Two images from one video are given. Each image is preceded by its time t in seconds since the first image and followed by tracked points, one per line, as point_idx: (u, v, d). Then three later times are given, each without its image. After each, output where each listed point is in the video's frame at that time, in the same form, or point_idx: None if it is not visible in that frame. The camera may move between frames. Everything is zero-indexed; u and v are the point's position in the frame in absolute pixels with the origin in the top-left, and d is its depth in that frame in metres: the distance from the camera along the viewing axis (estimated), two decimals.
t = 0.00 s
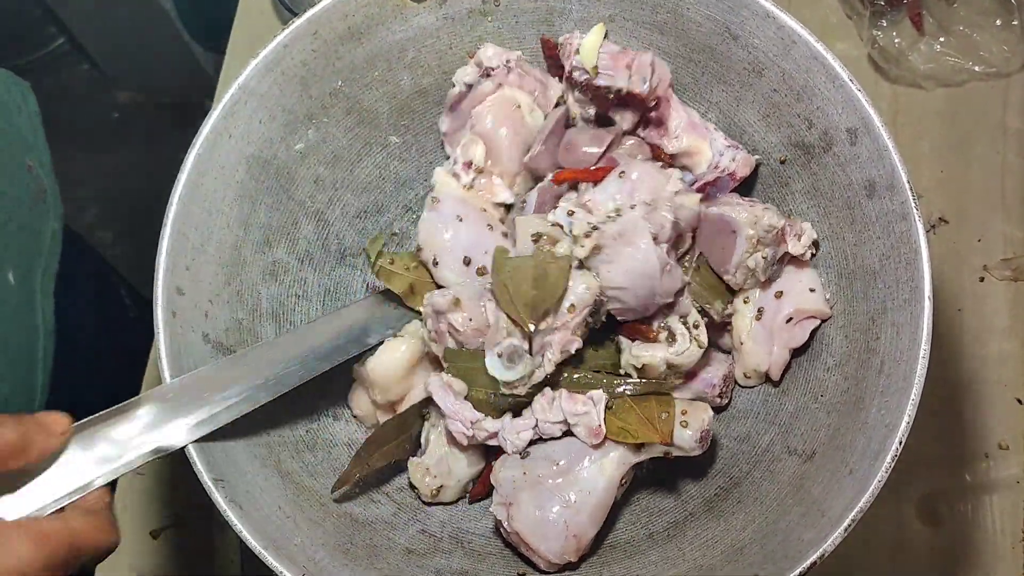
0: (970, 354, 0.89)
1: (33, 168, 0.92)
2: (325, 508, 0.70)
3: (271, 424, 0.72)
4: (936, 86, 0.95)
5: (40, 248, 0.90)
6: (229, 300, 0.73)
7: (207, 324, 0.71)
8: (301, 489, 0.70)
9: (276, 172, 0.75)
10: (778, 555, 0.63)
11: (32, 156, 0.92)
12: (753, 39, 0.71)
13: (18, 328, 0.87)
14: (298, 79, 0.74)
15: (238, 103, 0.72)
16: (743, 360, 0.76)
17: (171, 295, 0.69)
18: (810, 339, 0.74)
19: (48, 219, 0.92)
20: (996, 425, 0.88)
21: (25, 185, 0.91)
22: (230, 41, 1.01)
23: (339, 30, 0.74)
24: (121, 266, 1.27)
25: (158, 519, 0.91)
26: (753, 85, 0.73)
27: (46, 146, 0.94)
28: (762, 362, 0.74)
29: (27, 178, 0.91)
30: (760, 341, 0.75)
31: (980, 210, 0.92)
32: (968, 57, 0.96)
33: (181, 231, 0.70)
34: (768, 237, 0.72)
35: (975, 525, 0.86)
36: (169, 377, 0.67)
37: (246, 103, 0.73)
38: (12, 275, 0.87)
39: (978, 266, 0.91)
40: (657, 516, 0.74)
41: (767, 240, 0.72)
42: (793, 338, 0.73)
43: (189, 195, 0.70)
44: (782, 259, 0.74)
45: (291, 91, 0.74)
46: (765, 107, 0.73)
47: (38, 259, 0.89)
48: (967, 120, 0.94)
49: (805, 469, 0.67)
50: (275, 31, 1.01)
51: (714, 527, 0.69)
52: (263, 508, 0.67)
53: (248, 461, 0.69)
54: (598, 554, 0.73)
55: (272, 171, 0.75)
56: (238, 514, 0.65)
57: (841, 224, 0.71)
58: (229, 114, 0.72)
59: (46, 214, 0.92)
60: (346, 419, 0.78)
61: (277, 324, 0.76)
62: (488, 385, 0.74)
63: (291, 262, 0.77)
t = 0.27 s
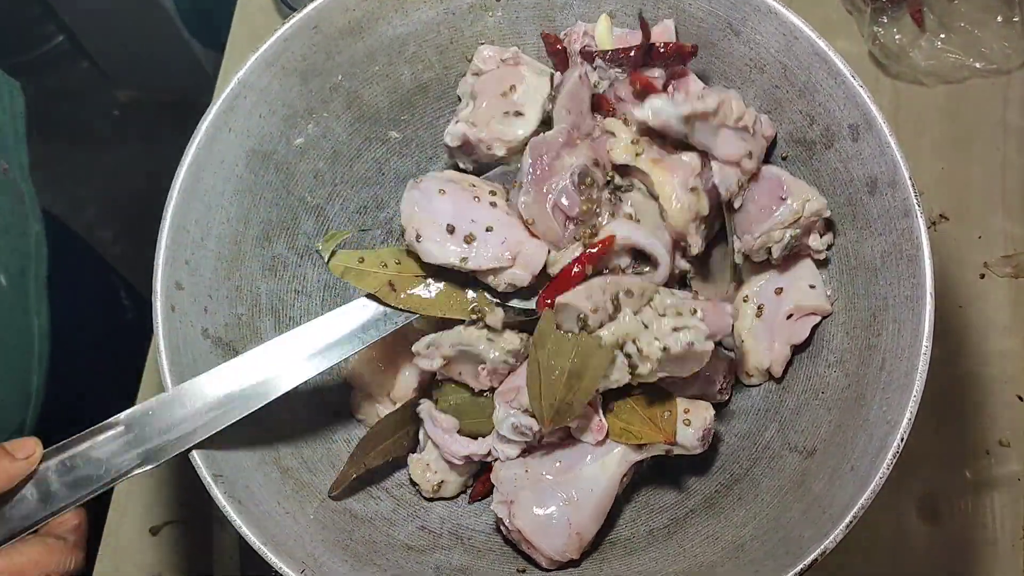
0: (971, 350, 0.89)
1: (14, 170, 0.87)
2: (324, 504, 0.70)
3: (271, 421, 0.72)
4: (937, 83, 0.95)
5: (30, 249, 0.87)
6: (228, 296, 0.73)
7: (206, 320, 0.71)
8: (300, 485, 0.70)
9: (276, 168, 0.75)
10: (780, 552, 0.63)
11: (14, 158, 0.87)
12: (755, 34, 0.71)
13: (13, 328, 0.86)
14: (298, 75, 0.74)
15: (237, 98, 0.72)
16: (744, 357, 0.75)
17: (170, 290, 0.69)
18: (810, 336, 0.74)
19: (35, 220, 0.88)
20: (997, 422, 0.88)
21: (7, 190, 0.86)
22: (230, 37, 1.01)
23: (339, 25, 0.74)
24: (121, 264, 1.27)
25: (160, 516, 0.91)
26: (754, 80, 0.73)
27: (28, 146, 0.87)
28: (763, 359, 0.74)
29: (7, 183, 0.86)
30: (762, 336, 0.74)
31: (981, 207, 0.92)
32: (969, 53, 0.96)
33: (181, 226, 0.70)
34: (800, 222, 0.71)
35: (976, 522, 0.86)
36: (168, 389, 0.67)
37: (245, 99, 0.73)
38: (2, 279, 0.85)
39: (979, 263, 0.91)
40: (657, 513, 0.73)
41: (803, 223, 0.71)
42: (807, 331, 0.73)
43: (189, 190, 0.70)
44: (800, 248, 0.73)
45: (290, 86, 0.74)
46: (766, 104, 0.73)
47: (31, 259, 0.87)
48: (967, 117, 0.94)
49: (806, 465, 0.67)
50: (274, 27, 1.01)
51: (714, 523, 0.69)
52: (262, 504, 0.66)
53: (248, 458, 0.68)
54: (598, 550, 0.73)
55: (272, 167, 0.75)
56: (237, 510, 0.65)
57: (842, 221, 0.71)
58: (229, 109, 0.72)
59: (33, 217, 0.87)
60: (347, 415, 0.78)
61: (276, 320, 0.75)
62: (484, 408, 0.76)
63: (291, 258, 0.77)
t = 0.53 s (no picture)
0: (971, 350, 0.89)
1: (26, 173, 0.82)
2: (324, 503, 0.70)
3: (270, 421, 0.72)
4: (937, 83, 0.95)
5: (36, 254, 0.82)
6: (228, 296, 0.73)
7: (206, 320, 0.71)
8: (300, 485, 0.70)
9: (275, 168, 0.75)
10: (779, 551, 0.63)
11: (23, 160, 0.82)
12: (754, 35, 0.71)
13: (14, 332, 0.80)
14: (297, 75, 0.74)
15: (238, 97, 0.72)
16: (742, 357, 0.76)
17: (170, 291, 0.69)
18: (808, 335, 0.74)
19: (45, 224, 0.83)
20: (997, 421, 0.88)
21: (17, 192, 0.81)
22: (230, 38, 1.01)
23: (339, 25, 0.74)
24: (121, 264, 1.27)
25: (160, 516, 0.91)
26: (753, 80, 0.73)
27: (41, 151, 0.84)
28: (761, 359, 0.74)
29: (18, 186, 0.81)
30: (759, 336, 0.75)
31: (980, 206, 0.92)
32: (969, 53, 0.96)
33: (181, 226, 0.70)
34: (746, 241, 0.73)
35: (975, 522, 0.86)
36: (181, 423, 0.66)
37: (246, 98, 0.72)
38: (5, 284, 0.80)
39: (979, 262, 0.91)
40: (656, 512, 0.73)
41: (746, 244, 0.73)
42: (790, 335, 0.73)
43: (189, 191, 0.70)
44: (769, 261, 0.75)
45: (290, 87, 0.74)
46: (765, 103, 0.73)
47: (32, 263, 0.82)
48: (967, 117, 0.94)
49: (805, 464, 0.67)
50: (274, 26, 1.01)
51: (713, 522, 0.69)
52: (262, 504, 0.66)
53: (247, 458, 0.68)
54: (597, 549, 0.73)
55: (271, 167, 0.75)
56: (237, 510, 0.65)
57: (841, 220, 0.71)
58: (229, 109, 0.71)
59: (42, 221, 0.83)
60: (347, 414, 0.78)
61: (276, 320, 0.76)
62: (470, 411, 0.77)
63: (290, 258, 0.77)
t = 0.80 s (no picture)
0: (971, 350, 0.89)
1: (22, 171, 0.82)
2: (324, 503, 0.70)
3: (271, 421, 0.72)
4: (936, 82, 0.95)
5: (35, 252, 0.82)
6: (228, 296, 0.73)
7: (206, 320, 0.71)
8: (301, 485, 0.70)
9: (275, 169, 0.75)
10: (779, 551, 0.63)
11: (20, 159, 0.82)
12: (754, 35, 0.71)
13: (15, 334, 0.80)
14: (296, 76, 0.74)
15: (237, 98, 0.72)
16: (741, 357, 0.76)
17: (169, 291, 0.69)
18: (808, 335, 0.74)
19: (41, 221, 0.84)
20: (997, 421, 0.88)
21: (15, 191, 0.81)
22: (229, 39, 1.01)
23: (338, 25, 0.74)
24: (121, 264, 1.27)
25: (159, 516, 0.91)
26: (753, 81, 0.73)
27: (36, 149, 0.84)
28: (761, 359, 0.74)
29: (16, 183, 0.81)
30: (759, 337, 0.75)
31: (980, 206, 0.92)
32: (969, 53, 0.96)
33: (180, 227, 0.70)
34: (746, 241, 0.73)
35: (975, 522, 0.86)
36: (181, 423, 0.67)
37: (245, 99, 0.72)
38: (6, 281, 0.80)
39: (979, 262, 0.91)
40: (656, 512, 0.73)
41: (746, 244, 0.73)
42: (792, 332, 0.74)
43: (188, 191, 0.70)
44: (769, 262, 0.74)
45: (289, 88, 0.74)
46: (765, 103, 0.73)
47: (32, 261, 0.82)
48: (967, 117, 0.94)
49: (805, 465, 0.67)
50: (273, 26, 1.01)
51: (713, 523, 0.69)
52: (262, 505, 0.67)
53: (247, 458, 0.68)
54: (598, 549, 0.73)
55: (270, 168, 0.75)
56: (237, 511, 0.65)
57: (841, 221, 0.71)
58: (228, 109, 0.72)
59: (39, 219, 0.83)
60: (347, 415, 0.78)
61: (277, 320, 0.76)
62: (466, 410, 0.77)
63: (290, 258, 0.77)
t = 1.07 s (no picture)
0: (971, 350, 0.89)
1: (29, 173, 0.79)
2: (323, 505, 0.70)
3: (271, 422, 0.72)
4: (936, 84, 0.95)
5: (41, 254, 0.78)
6: (228, 298, 0.73)
7: (206, 321, 0.71)
8: (301, 487, 0.70)
9: (275, 170, 0.75)
10: (779, 552, 0.63)
11: (28, 160, 0.79)
12: (753, 37, 0.72)
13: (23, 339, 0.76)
14: (296, 78, 0.74)
15: (237, 100, 0.72)
16: (740, 358, 0.76)
17: (169, 292, 0.69)
18: (807, 336, 0.74)
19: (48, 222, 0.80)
20: (996, 422, 0.88)
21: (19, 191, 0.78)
22: (230, 41, 1.01)
23: (338, 27, 0.74)
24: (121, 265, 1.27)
25: (159, 517, 0.91)
26: (752, 82, 0.73)
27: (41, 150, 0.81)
28: (760, 360, 0.74)
29: (22, 184, 0.78)
30: (758, 339, 0.75)
31: (979, 207, 0.92)
32: (968, 54, 0.96)
33: (181, 228, 0.70)
34: (745, 242, 0.73)
35: (975, 523, 0.86)
36: (181, 421, 0.67)
37: (245, 101, 0.73)
38: (12, 283, 0.76)
39: (978, 263, 0.91)
40: (656, 513, 0.73)
41: (745, 244, 0.73)
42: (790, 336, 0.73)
43: (189, 192, 0.71)
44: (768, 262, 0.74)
45: (289, 90, 0.74)
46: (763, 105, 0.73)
47: (39, 264, 0.78)
48: (966, 118, 0.94)
49: (805, 465, 0.67)
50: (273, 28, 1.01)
51: (713, 524, 0.69)
52: (262, 506, 0.67)
53: (247, 459, 0.69)
54: (597, 550, 0.73)
55: (270, 170, 0.75)
56: (238, 512, 0.65)
57: (840, 223, 0.71)
58: (229, 111, 0.72)
59: (46, 220, 0.79)
60: (346, 416, 0.78)
61: (277, 321, 0.76)
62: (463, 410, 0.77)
63: (289, 259, 0.77)
